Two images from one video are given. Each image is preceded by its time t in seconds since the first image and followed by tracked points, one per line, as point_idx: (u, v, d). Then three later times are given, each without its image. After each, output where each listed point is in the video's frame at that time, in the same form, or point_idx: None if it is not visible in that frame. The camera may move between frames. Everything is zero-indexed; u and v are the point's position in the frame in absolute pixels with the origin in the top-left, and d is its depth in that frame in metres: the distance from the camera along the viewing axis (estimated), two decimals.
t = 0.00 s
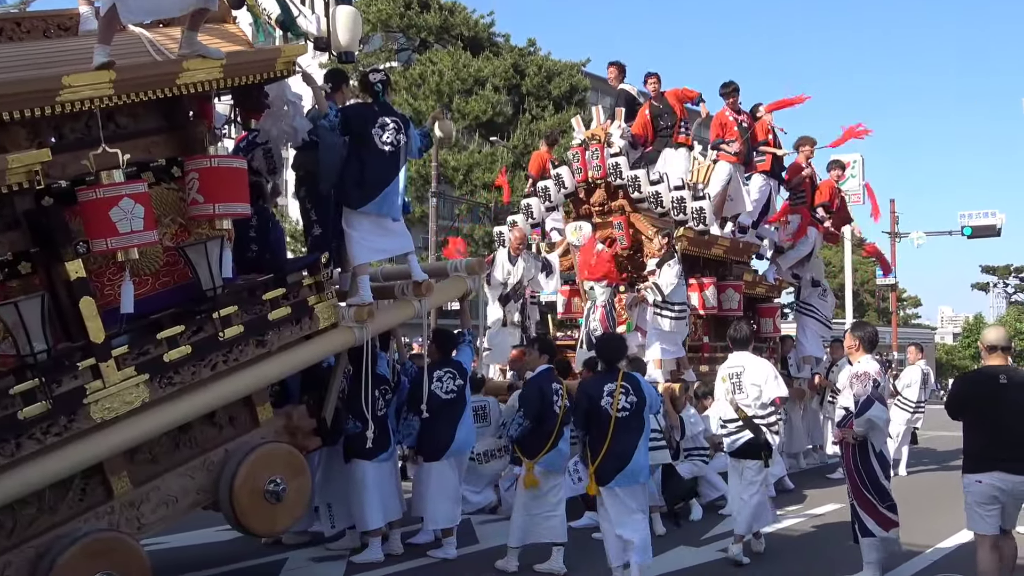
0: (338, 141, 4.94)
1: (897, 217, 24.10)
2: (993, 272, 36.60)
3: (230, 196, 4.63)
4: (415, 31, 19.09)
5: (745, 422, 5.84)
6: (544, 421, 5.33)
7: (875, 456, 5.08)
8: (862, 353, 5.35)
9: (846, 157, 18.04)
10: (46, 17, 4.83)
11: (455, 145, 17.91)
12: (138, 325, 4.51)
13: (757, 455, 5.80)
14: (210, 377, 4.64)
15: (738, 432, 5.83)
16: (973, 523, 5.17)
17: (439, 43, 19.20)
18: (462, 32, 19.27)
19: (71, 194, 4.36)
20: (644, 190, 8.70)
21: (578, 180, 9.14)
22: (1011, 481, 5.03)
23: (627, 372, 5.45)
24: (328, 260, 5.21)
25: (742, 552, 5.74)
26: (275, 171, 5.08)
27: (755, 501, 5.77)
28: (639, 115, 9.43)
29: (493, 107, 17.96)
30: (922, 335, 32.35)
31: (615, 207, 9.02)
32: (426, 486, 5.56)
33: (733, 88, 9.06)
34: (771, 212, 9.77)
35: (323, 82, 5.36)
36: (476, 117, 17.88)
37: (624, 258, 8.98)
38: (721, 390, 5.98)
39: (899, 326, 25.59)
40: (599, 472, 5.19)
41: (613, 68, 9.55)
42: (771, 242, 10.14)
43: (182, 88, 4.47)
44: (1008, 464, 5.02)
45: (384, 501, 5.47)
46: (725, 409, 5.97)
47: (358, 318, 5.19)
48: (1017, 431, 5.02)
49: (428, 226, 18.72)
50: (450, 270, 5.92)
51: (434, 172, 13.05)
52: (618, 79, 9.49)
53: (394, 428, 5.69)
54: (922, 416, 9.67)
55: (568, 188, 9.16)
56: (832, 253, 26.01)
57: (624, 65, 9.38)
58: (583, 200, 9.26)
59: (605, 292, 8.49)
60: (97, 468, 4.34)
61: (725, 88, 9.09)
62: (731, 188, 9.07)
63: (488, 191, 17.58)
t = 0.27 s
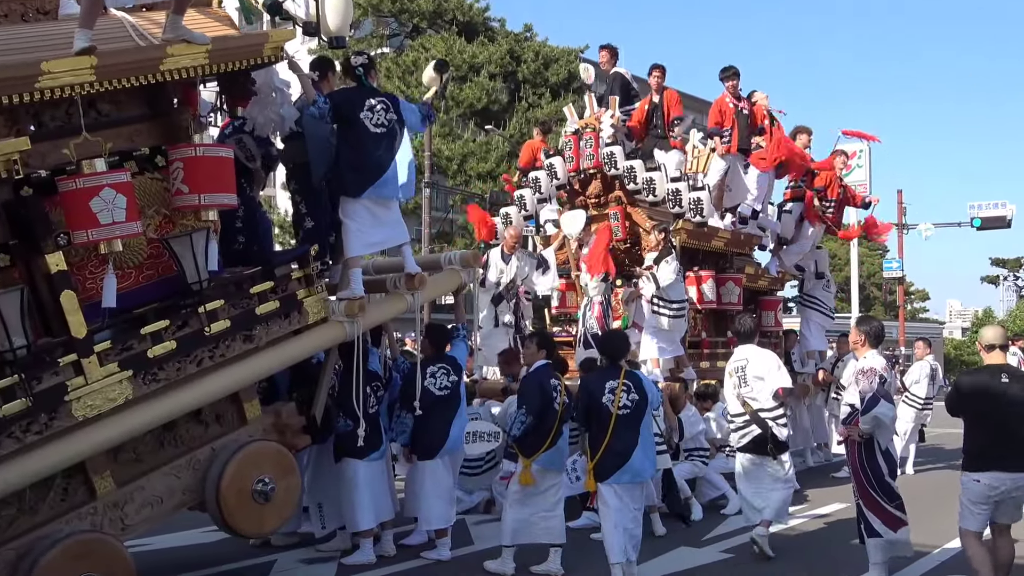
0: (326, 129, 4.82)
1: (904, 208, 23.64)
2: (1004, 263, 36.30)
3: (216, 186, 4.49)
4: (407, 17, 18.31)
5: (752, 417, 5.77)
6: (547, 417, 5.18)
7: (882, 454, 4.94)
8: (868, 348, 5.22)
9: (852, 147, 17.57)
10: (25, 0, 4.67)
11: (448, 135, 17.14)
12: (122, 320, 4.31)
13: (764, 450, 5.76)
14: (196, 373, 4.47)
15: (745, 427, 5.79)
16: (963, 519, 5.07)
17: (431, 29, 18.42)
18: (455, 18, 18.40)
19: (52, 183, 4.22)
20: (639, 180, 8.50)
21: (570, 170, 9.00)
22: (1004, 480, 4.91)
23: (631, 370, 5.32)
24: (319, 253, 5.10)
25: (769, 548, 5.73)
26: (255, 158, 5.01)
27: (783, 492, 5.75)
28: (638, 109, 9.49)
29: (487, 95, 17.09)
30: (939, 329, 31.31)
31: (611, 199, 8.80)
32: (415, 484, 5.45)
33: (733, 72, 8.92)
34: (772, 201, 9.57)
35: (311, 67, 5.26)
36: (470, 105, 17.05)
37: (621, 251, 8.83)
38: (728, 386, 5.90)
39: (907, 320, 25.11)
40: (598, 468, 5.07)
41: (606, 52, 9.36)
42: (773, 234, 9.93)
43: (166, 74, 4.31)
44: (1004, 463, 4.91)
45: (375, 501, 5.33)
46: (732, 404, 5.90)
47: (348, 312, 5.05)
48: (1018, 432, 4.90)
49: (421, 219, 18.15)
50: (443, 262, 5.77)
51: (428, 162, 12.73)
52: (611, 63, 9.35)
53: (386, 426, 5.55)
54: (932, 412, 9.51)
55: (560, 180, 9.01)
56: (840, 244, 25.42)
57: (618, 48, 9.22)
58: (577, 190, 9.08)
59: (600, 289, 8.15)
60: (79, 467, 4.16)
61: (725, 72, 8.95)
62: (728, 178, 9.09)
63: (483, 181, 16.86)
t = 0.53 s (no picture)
0: (315, 118, 4.63)
1: (909, 201, 23.45)
2: (1011, 258, 36.12)
3: (204, 176, 4.36)
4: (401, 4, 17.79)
5: (762, 412, 5.74)
6: (538, 412, 5.09)
7: (886, 453, 4.81)
8: (871, 344, 5.11)
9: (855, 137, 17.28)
10: None
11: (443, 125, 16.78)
12: (107, 314, 4.17)
13: (775, 446, 5.73)
14: (183, 369, 4.34)
15: (756, 424, 5.74)
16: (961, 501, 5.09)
17: (425, 17, 17.90)
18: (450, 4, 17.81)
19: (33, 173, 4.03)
20: (640, 172, 8.42)
21: (569, 162, 8.96)
22: (997, 469, 4.88)
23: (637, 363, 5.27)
24: (308, 245, 4.99)
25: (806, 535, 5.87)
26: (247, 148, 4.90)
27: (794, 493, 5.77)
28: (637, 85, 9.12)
29: (483, 83, 16.76)
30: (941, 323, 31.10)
31: (610, 190, 8.85)
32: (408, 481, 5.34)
33: (734, 60, 8.80)
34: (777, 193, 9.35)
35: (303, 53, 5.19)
36: (465, 94, 16.64)
37: (619, 244, 8.74)
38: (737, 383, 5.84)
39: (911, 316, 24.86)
40: (600, 459, 5.06)
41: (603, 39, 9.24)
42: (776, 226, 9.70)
43: (152, 61, 4.17)
44: (997, 451, 4.90)
45: (367, 500, 5.22)
46: (740, 401, 5.85)
47: (340, 307, 4.92)
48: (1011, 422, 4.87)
49: (417, 211, 17.86)
50: (438, 256, 5.65)
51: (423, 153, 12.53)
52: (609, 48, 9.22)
53: (377, 423, 5.43)
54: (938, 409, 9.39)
55: (559, 171, 8.94)
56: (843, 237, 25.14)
57: (616, 33, 9.09)
58: (576, 182, 9.11)
59: (596, 282, 8.10)
60: (62, 465, 4.02)
61: (726, 60, 8.83)
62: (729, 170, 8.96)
63: (479, 172, 16.55)
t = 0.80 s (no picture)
0: (312, 111, 4.69)
1: (908, 196, 23.45)
2: (1010, 254, 36.18)
3: (199, 171, 4.34)
4: None
5: (776, 409, 5.74)
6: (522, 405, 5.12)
7: (882, 448, 4.81)
8: (867, 339, 5.12)
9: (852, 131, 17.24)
10: None
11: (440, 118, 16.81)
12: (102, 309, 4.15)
13: (785, 441, 5.78)
14: (179, 365, 4.32)
15: (767, 419, 5.77)
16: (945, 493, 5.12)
17: (421, 11, 17.90)
18: None
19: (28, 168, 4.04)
20: (636, 168, 8.36)
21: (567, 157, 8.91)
22: (977, 463, 4.94)
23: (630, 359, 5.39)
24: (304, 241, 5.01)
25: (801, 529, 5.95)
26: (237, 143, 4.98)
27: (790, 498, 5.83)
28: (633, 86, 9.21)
29: (480, 77, 16.73)
30: (939, 319, 31.12)
31: (608, 184, 8.76)
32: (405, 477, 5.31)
33: (731, 55, 8.77)
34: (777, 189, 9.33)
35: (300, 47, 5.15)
36: (462, 89, 16.60)
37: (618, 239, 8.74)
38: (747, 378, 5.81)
39: (906, 311, 24.85)
40: (595, 454, 5.11)
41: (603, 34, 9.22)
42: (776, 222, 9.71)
43: (146, 55, 4.15)
44: (977, 444, 4.95)
45: (363, 496, 5.21)
46: (751, 396, 5.82)
47: (336, 303, 4.91)
48: (990, 417, 4.93)
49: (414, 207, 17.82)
50: (434, 251, 5.62)
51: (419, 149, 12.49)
52: (608, 43, 9.21)
53: (374, 419, 5.42)
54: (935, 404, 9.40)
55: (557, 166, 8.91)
56: (842, 233, 25.12)
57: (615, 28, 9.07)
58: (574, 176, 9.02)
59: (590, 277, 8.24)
60: (58, 461, 4.00)
61: (721, 55, 8.82)
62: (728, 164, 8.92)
63: (475, 167, 16.51)
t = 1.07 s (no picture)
0: (309, 104, 4.75)
1: (905, 193, 23.48)
2: (1005, 251, 36.28)
3: (197, 166, 4.33)
4: None
5: (787, 403, 5.82)
6: (507, 402, 5.11)
7: (879, 445, 4.82)
8: (863, 336, 5.12)
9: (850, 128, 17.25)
10: None
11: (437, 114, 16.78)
12: (98, 305, 4.13)
13: (794, 434, 5.88)
14: (175, 360, 4.31)
15: (779, 412, 5.86)
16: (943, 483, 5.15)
17: (419, 7, 17.86)
18: None
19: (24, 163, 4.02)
20: (635, 163, 8.39)
21: (564, 153, 8.89)
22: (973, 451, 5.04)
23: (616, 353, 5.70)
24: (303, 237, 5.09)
25: (798, 525, 6.01)
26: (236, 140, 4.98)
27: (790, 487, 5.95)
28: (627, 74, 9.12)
29: (477, 73, 16.69)
30: (935, 315, 31.17)
31: (605, 181, 8.72)
32: (404, 472, 5.33)
33: (728, 52, 8.77)
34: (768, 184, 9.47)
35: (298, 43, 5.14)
36: (460, 85, 16.56)
37: (614, 234, 8.78)
38: (761, 369, 5.98)
39: (905, 308, 24.84)
40: (585, 445, 5.37)
41: (603, 30, 9.20)
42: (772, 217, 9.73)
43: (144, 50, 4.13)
44: (970, 431, 5.05)
45: (360, 492, 5.22)
46: (764, 389, 5.92)
47: (333, 299, 4.90)
48: (980, 405, 5.04)
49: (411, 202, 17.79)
50: (431, 247, 5.62)
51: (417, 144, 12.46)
52: (607, 39, 9.20)
53: (371, 415, 5.42)
54: (932, 400, 9.42)
55: (554, 163, 8.92)
56: (839, 229, 25.13)
57: (615, 24, 9.06)
58: (570, 172, 9.03)
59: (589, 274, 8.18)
60: (54, 456, 3.99)
61: (719, 51, 8.81)
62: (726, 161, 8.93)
63: (473, 163, 16.49)
